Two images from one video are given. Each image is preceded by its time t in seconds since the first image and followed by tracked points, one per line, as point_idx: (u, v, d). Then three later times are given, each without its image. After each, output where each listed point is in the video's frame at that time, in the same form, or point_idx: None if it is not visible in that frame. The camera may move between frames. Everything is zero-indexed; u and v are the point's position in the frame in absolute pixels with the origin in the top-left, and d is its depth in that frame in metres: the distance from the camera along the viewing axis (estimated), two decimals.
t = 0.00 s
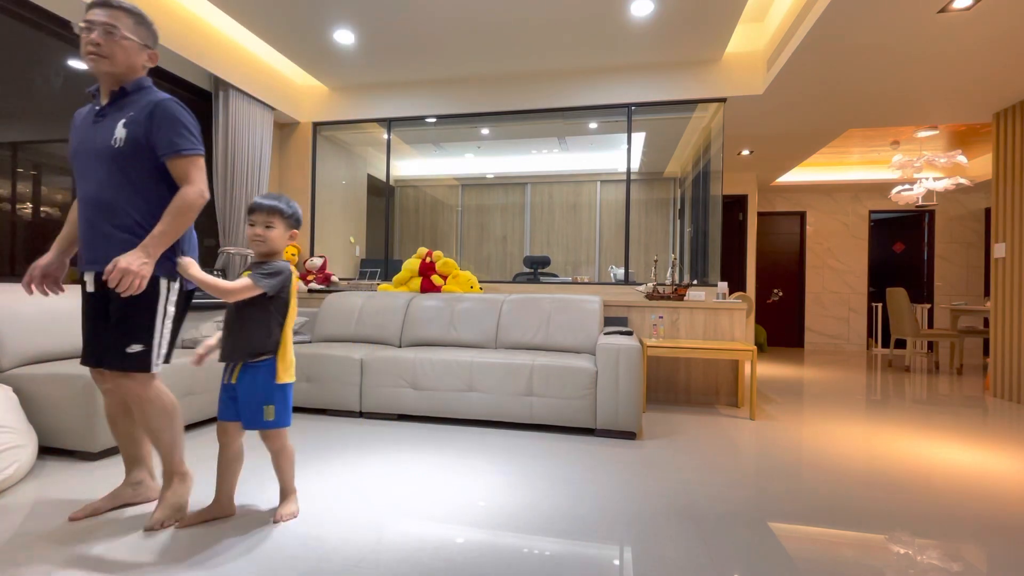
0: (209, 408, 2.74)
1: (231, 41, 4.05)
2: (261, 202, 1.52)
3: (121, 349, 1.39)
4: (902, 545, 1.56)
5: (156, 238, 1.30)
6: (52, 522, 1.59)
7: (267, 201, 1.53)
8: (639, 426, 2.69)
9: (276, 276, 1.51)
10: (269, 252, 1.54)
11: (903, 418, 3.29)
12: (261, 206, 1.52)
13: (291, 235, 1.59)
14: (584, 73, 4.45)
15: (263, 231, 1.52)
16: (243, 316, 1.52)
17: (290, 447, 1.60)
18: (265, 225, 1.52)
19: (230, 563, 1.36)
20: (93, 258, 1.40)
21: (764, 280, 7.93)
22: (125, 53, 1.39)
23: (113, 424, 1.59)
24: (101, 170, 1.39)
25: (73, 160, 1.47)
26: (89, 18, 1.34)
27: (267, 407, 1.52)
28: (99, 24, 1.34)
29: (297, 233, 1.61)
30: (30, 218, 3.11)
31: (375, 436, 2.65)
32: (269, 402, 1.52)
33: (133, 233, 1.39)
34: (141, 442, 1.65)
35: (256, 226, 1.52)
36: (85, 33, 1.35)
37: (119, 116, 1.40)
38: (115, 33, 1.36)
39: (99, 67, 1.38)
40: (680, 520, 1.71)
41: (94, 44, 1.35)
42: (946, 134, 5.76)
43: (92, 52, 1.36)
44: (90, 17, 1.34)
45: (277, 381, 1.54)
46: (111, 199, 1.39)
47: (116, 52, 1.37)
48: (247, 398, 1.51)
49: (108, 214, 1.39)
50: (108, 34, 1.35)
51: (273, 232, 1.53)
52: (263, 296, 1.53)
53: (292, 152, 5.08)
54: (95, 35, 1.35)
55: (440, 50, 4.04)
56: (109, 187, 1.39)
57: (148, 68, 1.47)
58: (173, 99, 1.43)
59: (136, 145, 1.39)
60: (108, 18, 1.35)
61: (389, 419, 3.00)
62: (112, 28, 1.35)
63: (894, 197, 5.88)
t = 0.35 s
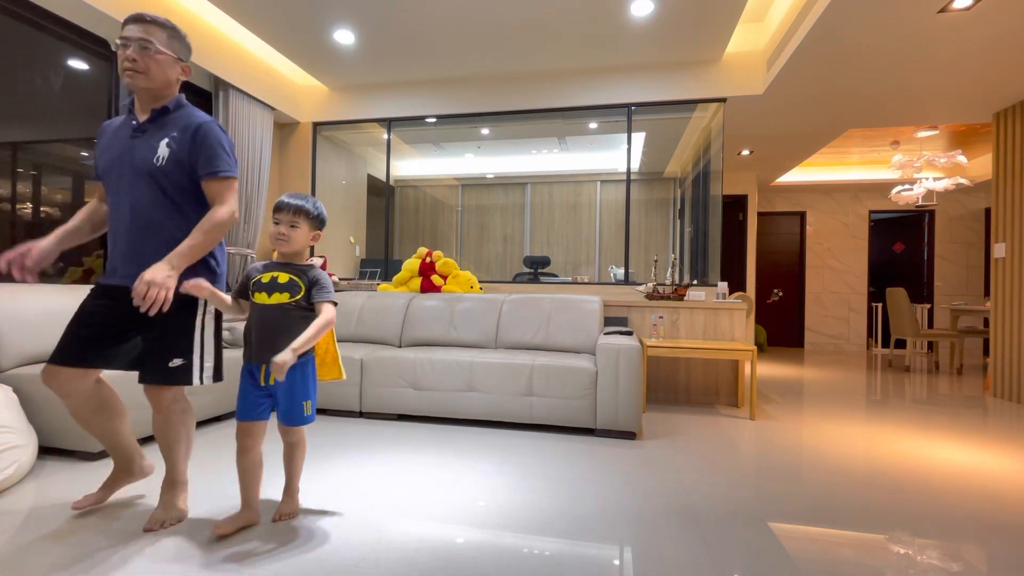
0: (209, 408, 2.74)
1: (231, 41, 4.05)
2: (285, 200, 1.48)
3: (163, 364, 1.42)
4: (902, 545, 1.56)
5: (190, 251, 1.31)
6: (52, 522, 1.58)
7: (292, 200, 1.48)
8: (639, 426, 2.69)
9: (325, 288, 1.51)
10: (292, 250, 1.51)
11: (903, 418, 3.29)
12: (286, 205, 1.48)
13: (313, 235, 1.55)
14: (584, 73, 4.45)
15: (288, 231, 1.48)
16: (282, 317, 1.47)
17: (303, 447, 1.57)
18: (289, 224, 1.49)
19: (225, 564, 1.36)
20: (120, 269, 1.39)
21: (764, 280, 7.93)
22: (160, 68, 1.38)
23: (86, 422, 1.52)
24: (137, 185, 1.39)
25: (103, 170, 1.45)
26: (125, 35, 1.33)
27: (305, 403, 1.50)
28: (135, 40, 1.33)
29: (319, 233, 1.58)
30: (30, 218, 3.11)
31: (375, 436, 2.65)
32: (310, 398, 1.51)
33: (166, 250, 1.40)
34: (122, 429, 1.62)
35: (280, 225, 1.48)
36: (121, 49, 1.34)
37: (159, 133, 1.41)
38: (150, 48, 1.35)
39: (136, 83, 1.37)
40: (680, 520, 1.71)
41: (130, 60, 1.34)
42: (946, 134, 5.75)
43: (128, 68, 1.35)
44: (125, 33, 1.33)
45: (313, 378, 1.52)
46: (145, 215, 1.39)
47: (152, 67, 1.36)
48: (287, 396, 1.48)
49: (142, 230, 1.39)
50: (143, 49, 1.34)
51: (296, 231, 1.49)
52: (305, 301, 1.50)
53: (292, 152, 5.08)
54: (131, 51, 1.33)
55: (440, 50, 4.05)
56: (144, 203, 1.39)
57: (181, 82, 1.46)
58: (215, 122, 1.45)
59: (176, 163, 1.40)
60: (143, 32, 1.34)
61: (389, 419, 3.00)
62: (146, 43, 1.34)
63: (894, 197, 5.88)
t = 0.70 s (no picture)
0: (209, 408, 2.74)
1: (230, 41, 4.05)
2: (262, 197, 1.42)
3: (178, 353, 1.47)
4: (902, 545, 1.56)
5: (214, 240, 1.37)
6: (52, 522, 1.58)
7: (269, 195, 1.42)
8: (639, 426, 2.69)
9: (327, 286, 1.47)
10: (273, 248, 1.45)
11: (903, 418, 3.28)
12: (262, 200, 1.42)
13: (295, 231, 1.48)
14: (584, 73, 4.45)
15: (269, 228, 1.41)
16: (285, 322, 1.42)
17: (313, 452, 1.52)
18: (266, 221, 1.41)
19: (222, 563, 1.36)
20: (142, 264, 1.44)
21: (764, 280, 7.93)
22: (152, 63, 1.40)
23: (149, 427, 1.61)
24: (149, 182, 1.43)
25: (108, 171, 1.47)
26: (115, 33, 1.35)
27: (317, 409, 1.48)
28: (125, 39, 1.35)
29: (302, 226, 1.50)
30: (30, 218, 3.12)
31: (375, 436, 2.65)
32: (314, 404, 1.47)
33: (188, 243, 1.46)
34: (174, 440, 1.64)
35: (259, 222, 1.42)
36: (112, 49, 1.36)
37: (162, 128, 1.43)
38: (140, 45, 1.36)
39: (131, 80, 1.39)
40: (681, 520, 1.71)
41: (124, 59, 1.36)
42: (947, 134, 5.75)
43: (123, 67, 1.37)
44: (114, 33, 1.35)
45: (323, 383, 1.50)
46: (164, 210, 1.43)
47: (145, 63, 1.38)
48: (298, 403, 1.44)
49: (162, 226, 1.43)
50: (134, 46, 1.36)
51: (276, 227, 1.42)
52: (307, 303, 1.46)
53: (293, 152, 5.08)
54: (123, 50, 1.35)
55: (440, 50, 4.05)
56: (160, 198, 1.43)
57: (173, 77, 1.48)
58: (215, 110, 1.48)
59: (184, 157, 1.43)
60: (131, 29, 1.35)
61: (389, 419, 3.00)
62: (136, 39, 1.36)
63: (894, 196, 5.88)
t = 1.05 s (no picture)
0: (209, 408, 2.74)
1: (231, 41, 4.05)
2: (288, 197, 1.36)
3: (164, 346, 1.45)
4: (903, 545, 1.56)
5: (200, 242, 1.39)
6: (52, 522, 1.58)
7: (296, 195, 1.37)
8: (639, 426, 2.69)
9: (347, 290, 1.38)
10: (297, 251, 1.38)
11: (903, 418, 3.28)
12: (288, 200, 1.37)
13: (319, 233, 1.40)
14: (584, 73, 4.45)
15: (292, 228, 1.35)
16: (305, 327, 1.34)
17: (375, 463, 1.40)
18: (290, 221, 1.36)
19: (222, 562, 1.36)
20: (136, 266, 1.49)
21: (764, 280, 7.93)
22: (139, 72, 1.46)
23: (149, 425, 1.62)
24: (140, 187, 1.47)
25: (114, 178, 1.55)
26: (105, 44, 1.42)
27: (344, 415, 1.34)
28: (113, 49, 1.41)
29: (328, 230, 1.43)
30: (30, 218, 3.12)
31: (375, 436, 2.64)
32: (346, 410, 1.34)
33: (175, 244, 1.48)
34: (177, 439, 1.68)
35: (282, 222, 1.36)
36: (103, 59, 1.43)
37: (148, 133, 1.47)
38: (127, 54, 1.42)
39: (119, 88, 1.46)
40: (681, 520, 1.71)
41: (111, 69, 1.43)
42: (947, 134, 5.75)
43: (111, 76, 1.44)
44: (106, 44, 1.42)
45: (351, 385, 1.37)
46: (151, 213, 1.47)
47: (132, 72, 1.45)
48: (322, 410, 1.34)
49: (150, 229, 1.47)
50: (121, 56, 1.42)
51: (298, 228, 1.36)
52: (325, 305, 1.36)
53: (292, 152, 5.08)
54: (111, 60, 1.42)
55: (440, 50, 4.05)
56: (147, 202, 1.47)
57: (165, 83, 1.54)
58: (195, 111, 1.48)
59: (167, 160, 1.45)
60: (119, 40, 1.42)
61: (389, 419, 3.00)
62: (124, 49, 1.42)
63: (894, 196, 5.88)
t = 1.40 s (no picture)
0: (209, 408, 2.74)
1: (230, 41, 4.05)
2: (348, 198, 1.36)
3: (177, 349, 1.48)
4: (903, 545, 1.56)
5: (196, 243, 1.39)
6: (52, 522, 1.58)
7: (355, 196, 1.36)
8: (639, 426, 2.69)
9: (403, 283, 1.35)
10: (356, 251, 1.39)
11: (903, 418, 3.29)
12: (349, 200, 1.36)
13: (378, 233, 1.39)
14: (583, 73, 4.45)
15: (351, 230, 1.36)
16: (359, 322, 1.34)
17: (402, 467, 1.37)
18: (350, 222, 1.36)
19: (225, 562, 1.36)
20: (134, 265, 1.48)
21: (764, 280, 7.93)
22: (137, 73, 1.46)
23: (153, 421, 1.62)
24: (135, 186, 1.47)
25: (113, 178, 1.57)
26: (103, 46, 1.42)
27: (392, 417, 1.32)
28: (111, 50, 1.42)
29: (388, 229, 1.41)
30: (30, 218, 3.12)
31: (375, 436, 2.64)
32: (393, 412, 1.33)
33: (173, 241, 1.47)
34: (182, 437, 1.69)
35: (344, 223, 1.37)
36: (101, 60, 1.44)
37: (142, 132, 1.47)
38: (124, 55, 1.43)
39: (117, 89, 1.46)
40: (681, 520, 1.71)
41: (109, 70, 1.43)
42: (947, 134, 5.75)
43: (110, 77, 1.44)
44: (103, 45, 1.43)
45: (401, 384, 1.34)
46: (147, 211, 1.46)
47: (130, 73, 1.45)
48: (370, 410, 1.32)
49: (147, 227, 1.47)
50: (118, 57, 1.43)
51: (358, 230, 1.36)
52: (380, 300, 1.35)
53: (292, 152, 5.08)
54: (109, 61, 1.43)
55: (440, 50, 4.05)
56: (143, 200, 1.47)
57: (162, 83, 1.54)
58: (186, 108, 1.47)
59: (161, 158, 1.46)
60: (116, 41, 1.42)
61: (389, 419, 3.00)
62: (122, 51, 1.43)
63: (894, 196, 5.88)
